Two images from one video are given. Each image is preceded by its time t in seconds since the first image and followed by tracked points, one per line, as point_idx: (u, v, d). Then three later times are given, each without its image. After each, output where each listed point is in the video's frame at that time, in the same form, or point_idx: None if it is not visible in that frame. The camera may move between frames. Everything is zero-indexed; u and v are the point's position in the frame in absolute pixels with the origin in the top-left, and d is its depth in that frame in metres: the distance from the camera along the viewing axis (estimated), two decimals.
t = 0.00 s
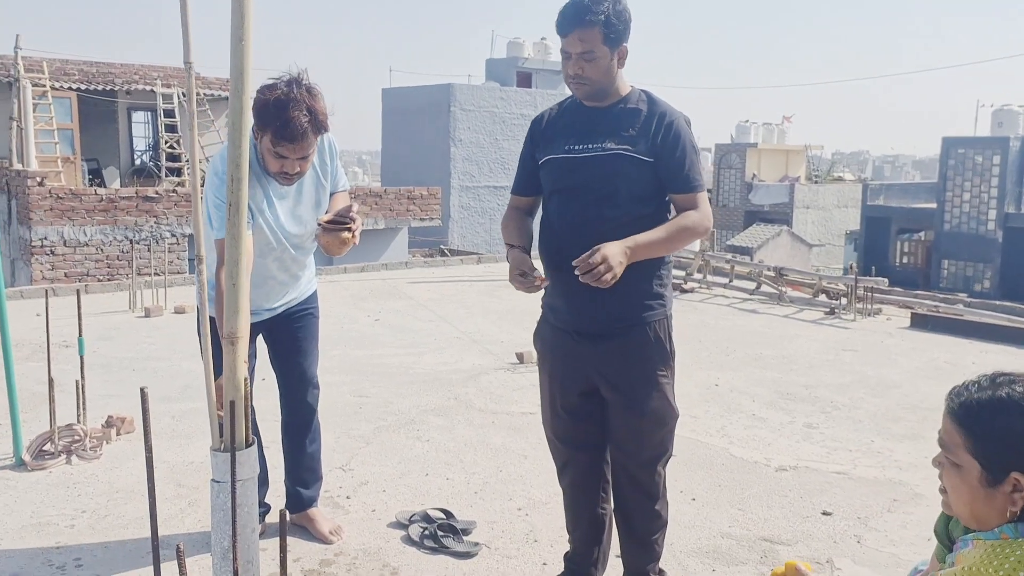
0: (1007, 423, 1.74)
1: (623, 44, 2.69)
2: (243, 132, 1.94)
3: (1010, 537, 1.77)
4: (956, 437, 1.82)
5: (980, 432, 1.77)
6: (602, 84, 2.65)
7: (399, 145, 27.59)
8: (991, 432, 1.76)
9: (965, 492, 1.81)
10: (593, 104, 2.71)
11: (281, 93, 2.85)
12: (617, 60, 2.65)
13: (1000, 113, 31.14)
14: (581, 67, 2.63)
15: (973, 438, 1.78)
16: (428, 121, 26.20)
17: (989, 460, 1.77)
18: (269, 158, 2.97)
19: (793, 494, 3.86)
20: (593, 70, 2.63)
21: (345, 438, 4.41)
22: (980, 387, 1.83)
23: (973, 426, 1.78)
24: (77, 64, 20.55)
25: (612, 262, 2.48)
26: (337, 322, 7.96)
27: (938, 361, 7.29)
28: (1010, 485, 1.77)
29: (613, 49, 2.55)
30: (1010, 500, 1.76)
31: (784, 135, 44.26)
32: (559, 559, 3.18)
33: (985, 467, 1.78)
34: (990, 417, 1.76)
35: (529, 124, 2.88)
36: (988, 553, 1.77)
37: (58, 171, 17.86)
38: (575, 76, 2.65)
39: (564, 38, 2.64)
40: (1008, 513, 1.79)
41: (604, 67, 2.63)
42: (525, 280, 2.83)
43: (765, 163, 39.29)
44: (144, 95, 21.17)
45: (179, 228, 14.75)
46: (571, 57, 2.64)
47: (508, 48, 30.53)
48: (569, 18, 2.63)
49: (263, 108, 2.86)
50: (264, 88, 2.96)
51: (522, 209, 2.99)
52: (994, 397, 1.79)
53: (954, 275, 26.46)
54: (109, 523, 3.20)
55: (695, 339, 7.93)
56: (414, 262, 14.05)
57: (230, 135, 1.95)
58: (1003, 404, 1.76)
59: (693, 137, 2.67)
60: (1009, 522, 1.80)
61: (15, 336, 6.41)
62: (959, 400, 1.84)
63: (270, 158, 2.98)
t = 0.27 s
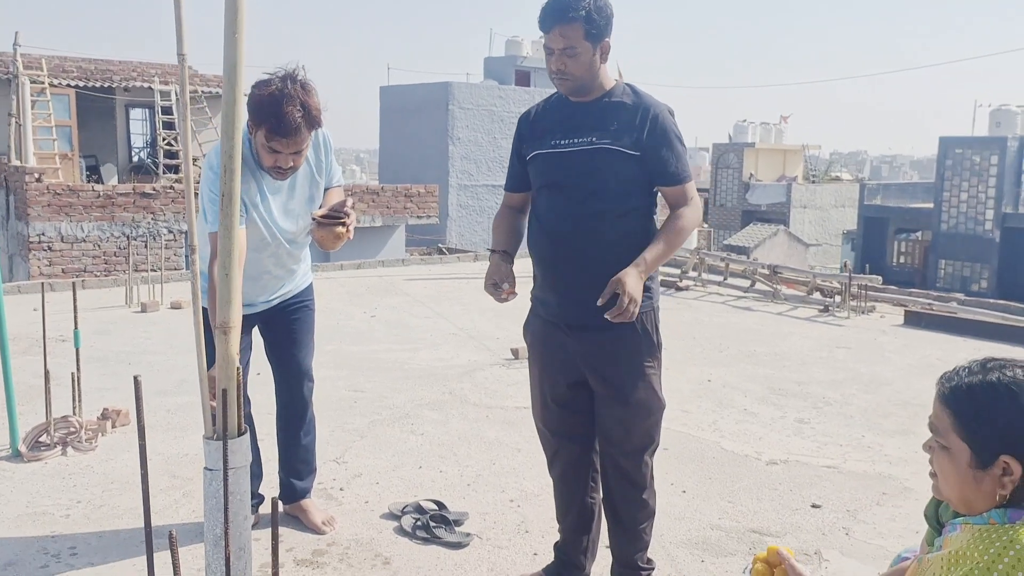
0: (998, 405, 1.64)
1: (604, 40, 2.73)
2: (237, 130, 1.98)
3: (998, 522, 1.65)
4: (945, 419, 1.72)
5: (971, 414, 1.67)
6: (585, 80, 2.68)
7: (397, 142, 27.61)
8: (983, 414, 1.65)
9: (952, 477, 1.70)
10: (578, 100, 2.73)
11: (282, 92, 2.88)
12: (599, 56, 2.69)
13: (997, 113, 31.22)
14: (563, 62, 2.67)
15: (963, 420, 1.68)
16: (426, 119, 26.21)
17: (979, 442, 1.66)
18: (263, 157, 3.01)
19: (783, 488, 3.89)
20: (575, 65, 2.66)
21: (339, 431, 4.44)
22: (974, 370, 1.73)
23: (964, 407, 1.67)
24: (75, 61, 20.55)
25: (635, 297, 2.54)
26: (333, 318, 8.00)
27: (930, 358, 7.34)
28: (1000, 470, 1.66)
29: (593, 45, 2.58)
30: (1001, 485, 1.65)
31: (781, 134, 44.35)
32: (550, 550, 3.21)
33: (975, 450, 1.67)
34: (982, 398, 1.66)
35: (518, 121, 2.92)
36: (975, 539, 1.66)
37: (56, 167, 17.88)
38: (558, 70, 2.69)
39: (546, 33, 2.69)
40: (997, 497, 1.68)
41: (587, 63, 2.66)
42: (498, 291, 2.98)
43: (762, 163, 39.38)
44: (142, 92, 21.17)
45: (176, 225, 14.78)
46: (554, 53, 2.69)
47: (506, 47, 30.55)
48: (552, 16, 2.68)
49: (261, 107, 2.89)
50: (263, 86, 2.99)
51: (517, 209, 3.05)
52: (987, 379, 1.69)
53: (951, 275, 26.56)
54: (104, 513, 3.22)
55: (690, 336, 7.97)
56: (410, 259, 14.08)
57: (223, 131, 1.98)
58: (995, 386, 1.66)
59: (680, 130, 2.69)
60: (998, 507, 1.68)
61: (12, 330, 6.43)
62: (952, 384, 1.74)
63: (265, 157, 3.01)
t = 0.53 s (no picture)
0: (1006, 409, 1.64)
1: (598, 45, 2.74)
2: (239, 129, 1.95)
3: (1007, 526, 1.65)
4: (954, 422, 1.71)
5: (978, 417, 1.66)
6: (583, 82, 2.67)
7: (396, 142, 27.60)
8: (991, 417, 1.65)
9: (958, 480, 1.71)
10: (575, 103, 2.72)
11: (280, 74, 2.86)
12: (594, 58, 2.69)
13: (997, 113, 31.23)
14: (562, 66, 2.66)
15: (971, 424, 1.67)
16: (426, 119, 26.20)
17: (987, 445, 1.66)
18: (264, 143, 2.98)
19: (784, 489, 3.90)
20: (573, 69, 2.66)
21: (340, 432, 4.44)
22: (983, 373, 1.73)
23: (970, 410, 1.67)
24: (75, 60, 20.53)
25: (656, 319, 2.58)
26: (333, 318, 7.99)
27: (931, 359, 7.34)
28: (1007, 473, 1.66)
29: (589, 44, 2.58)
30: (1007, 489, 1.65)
31: (781, 134, 44.36)
32: (551, 552, 3.22)
33: (982, 452, 1.67)
34: (990, 401, 1.65)
35: (516, 125, 2.92)
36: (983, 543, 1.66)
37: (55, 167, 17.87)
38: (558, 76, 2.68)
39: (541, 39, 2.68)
40: (1005, 499, 1.67)
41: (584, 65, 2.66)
42: (495, 296, 3.01)
43: (761, 163, 39.38)
44: (141, 92, 21.16)
45: (176, 225, 14.77)
46: (552, 58, 2.67)
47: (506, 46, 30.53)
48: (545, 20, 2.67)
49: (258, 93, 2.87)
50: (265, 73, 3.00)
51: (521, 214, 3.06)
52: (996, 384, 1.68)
53: (951, 275, 26.55)
54: (106, 515, 3.23)
55: (690, 336, 7.97)
56: (409, 259, 14.08)
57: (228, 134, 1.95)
58: (1004, 389, 1.65)
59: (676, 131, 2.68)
60: (1006, 511, 1.68)
61: (12, 330, 6.43)
62: (959, 387, 1.74)
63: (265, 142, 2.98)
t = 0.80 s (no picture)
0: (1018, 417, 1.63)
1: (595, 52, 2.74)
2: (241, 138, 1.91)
3: (1014, 534, 1.66)
4: (964, 427, 1.71)
5: (988, 425, 1.66)
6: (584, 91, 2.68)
7: (390, 147, 27.61)
8: (1002, 426, 1.64)
9: (967, 486, 1.71)
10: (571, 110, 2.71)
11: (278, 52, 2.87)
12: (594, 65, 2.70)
13: (989, 111, 31.36)
14: (566, 76, 2.65)
15: (982, 432, 1.67)
16: (419, 124, 26.19)
17: (999, 453, 1.65)
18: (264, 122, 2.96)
19: (786, 493, 3.91)
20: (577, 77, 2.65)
21: (341, 442, 4.43)
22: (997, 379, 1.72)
23: (981, 418, 1.66)
24: (67, 69, 20.48)
25: (666, 333, 2.60)
26: (331, 325, 7.99)
27: (928, 360, 7.37)
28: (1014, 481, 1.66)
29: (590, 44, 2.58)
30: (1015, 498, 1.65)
31: (774, 135, 44.49)
32: (556, 560, 3.21)
33: (991, 459, 1.67)
34: (1000, 409, 1.65)
35: (512, 133, 2.92)
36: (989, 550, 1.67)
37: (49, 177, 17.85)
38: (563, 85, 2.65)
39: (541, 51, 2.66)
40: (1011, 507, 1.68)
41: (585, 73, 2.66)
42: (490, 306, 3.00)
43: (754, 164, 39.48)
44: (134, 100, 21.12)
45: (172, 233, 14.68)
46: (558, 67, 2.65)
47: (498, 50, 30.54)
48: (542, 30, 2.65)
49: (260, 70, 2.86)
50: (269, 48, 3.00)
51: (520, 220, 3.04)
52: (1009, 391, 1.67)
53: (944, 274, 26.66)
54: (109, 527, 3.22)
55: (688, 339, 7.97)
56: (405, 265, 14.10)
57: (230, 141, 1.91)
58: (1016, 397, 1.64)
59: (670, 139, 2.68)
60: (1013, 518, 1.69)
61: (10, 342, 6.41)
62: (974, 392, 1.72)
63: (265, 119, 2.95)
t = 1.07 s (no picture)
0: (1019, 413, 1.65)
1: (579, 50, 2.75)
2: (231, 154, 1.86)
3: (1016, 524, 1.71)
4: (968, 420, 1.74)
5: (991, 420, 1.68)
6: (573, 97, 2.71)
7: (357, 154, 27.45)
8: (1004, 421, 1.67)
9: (968, 477, 1.75)
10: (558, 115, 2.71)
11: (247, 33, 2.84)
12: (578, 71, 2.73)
13: (949, 106, 31.95)
14: (556, 82, 2.66)
15: (985, 425, 1.70)
16: (387, 130, 26.11)
17: (1000, 446, 1.68)
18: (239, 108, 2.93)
19: (772, 492, 4.01)
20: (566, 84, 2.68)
21: (327, 453, 4.40)
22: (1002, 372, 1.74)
23: (984, 414, 1.69)
24: (28, 82, 20.15)
25: (663, 341, 2.65)
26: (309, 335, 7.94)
27: (902, 353, 7.49)
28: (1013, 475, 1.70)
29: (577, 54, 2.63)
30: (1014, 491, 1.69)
31: (738, 134, 45.00)
32: (550, 565, 3.22)
33: (993, 452, 1.70)
34: (1004, 405, 1.67)
35: (497, 142, 2.93)
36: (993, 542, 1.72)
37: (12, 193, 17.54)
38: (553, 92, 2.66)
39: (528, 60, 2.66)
40: (1010, 499, 1.72)
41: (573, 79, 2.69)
42: (482, 316, 3.00)
43: (720, 163, 39.87)
44: (98, 112, 20.83)
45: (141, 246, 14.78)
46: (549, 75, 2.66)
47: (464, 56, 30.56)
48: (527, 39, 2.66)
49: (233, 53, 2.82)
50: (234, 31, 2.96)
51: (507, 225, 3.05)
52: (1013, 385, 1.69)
53: (910, 267, 27.14)
54: (97, 547, 3.17)
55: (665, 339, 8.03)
56: (378, 272, 14.02)
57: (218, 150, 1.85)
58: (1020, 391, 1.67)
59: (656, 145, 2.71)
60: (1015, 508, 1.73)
61: None
62: (979, 384, 1.75)
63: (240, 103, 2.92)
